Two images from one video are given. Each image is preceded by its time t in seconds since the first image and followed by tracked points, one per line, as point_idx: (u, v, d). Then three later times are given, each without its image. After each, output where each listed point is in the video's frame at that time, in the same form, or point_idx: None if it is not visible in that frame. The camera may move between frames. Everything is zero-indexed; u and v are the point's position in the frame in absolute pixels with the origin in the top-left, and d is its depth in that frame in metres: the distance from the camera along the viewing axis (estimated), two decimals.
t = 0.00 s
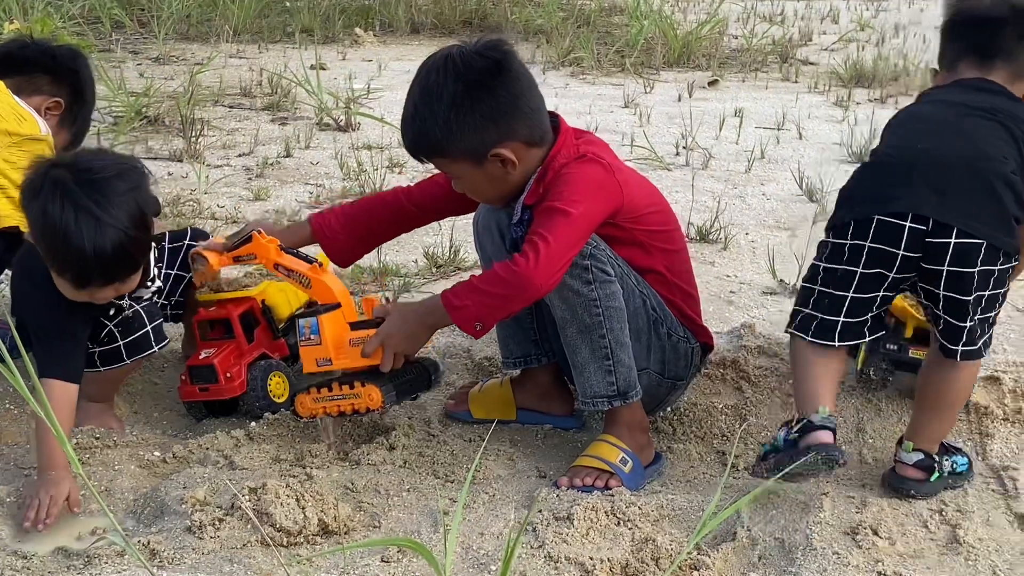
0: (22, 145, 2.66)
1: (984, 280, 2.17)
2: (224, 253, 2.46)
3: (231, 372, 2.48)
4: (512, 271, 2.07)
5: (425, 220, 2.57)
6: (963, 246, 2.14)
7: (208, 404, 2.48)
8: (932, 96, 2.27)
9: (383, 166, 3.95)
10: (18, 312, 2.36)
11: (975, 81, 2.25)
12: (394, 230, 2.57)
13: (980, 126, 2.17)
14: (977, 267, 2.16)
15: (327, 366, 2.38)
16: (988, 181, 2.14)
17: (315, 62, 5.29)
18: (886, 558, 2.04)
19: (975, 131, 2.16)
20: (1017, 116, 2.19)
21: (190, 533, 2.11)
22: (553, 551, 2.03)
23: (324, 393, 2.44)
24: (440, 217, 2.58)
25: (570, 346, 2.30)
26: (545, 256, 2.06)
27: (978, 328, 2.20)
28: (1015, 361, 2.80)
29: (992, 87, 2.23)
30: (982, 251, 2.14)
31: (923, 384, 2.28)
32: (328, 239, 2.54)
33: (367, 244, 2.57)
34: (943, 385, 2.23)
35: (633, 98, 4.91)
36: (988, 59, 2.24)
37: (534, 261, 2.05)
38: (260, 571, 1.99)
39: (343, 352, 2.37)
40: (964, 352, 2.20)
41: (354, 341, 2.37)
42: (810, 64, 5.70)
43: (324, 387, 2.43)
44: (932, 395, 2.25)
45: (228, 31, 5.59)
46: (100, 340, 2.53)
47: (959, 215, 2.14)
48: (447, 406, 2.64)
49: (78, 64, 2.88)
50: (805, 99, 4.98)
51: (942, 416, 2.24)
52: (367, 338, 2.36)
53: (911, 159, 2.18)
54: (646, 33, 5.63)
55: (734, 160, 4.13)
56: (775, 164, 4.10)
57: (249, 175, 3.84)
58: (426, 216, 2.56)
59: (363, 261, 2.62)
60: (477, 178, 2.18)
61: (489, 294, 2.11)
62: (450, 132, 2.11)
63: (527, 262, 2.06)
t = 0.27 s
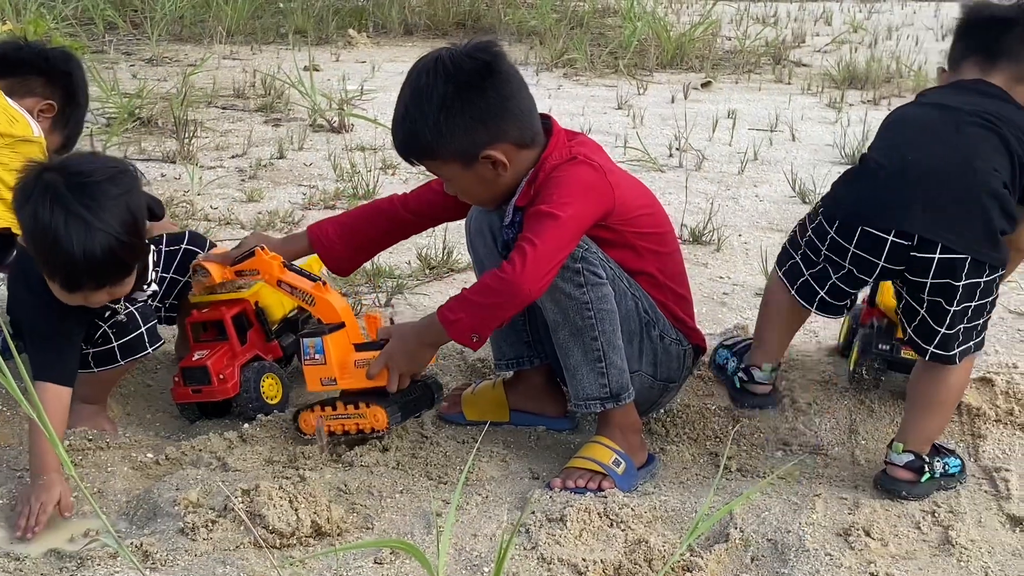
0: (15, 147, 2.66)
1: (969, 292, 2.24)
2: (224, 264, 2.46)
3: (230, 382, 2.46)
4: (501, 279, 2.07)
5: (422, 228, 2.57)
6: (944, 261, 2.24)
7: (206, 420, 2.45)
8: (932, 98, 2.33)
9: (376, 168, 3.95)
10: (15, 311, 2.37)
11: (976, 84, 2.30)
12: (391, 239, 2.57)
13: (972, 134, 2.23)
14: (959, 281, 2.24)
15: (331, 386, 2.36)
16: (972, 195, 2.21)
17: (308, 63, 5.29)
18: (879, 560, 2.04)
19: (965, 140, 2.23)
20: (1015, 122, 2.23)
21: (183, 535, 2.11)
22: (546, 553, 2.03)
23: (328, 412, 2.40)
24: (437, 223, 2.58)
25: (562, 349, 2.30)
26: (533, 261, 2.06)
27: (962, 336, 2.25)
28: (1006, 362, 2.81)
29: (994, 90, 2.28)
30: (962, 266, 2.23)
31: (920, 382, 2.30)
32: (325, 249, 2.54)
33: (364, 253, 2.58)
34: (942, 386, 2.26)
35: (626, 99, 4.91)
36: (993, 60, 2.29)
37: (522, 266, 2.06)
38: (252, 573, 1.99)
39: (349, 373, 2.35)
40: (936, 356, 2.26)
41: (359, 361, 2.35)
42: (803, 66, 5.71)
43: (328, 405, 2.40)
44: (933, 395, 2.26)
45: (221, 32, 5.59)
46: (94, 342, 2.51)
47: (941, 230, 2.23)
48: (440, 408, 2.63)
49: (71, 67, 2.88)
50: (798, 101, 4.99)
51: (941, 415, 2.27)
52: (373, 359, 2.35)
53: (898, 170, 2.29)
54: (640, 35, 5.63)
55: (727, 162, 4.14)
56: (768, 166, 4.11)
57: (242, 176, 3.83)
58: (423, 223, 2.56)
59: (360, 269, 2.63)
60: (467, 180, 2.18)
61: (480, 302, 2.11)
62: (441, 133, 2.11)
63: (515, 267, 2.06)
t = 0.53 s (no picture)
0: (11, 148, 2.66)
1: (939, 289, 2.27)
2: (229, 265, 2.48)
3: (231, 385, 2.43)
4: (496, 287, 2.07)
5: (426, 229, 2.57)
6: (910, 259, 2.26)
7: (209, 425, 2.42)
8: (907, 97, 2.37)
9: (372, 169, 3.95)
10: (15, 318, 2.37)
11: (945, 82, 2.34)
12: (395, 240, 2.57)
13: (940, 132, 2.26)
14: (929, 277, 2.26)
15: (333, 392, 2.37)
16: (938, 193, 2.23)
17: (304, 64, 5.29)
18: (875, 561, 2.04)
19: (935, 138, 2.26)
20: (984, 117, 2.25)
21: (179, 536, 2.10)
22: (542, 554, 2.03)
23: (328, 417, 2.40)
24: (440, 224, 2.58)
25: (557, 351, 2.31)
26: (527, 266, 2.06)
27: (937, 335, 2.28)
28: (1002, 363, 2.81)
29: (967, 86, 2.30)
30: (929, 263, 2.25)
31: (905, 382, 2.32)
32: (329, 252, 2.54)
33: (367, 255, 2.58)
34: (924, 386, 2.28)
35: (622, 101, 4.92)
36: (974, 59, 2.31)
37: (515, 271, 2.06)
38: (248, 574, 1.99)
39: (351, 380, 2.36)
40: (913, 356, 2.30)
41: (362, 369, 2.36)
42: (799, 67, 5.72)
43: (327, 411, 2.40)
44: (914, 396, 2.29)
45: (218, 33, 5.59)
46: (95, 345, 2.49)
47: (909, 228, 2.25)
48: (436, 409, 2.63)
49: (68, 71, 2.88)
50: (794, 103, 5.00)
51: (925, 414, 2.29)
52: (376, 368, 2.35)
53: (866, 169, 2.33)
54: (636, 37, 5.64)
55: (723, 163, 4.14)
56: (764, 167, 4.11)
57: (239, 178, 3.83)
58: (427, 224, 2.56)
59: (362, 271, 2.63)
60: (465, 178, 2.18)
61: (475, 308, 2.11)
62: (440, 131, 2.11)
63: (510, 273, 2.06)
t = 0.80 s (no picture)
0: (9, 148, 2.65)
1: (935, 279, 2.27)
2: (229, 266, 2.52)
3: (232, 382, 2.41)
4: (496, 290, 2.07)
5: (430, 231, 2.57)
6: (908, 247, 2.27)
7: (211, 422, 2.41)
8: (902, 95, 2.40)
9: (370, 170, 3.95)
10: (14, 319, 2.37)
11: (938, 82, 2.39)
12: (399, 242, 2.57)
13: (933, 125, 2.29)
14: (925, 266, 2.27)
15: (333, 394, 2.39)
16: (936, 181, 2.25)
17: (302, 65, 5.29)
18: (873, 562, 2.04)
19: (930, 131, 2.28)
20: (977, 111, 2.29)
21: (177, 537, 2.10)
22: (540, 555, 2.03)
23: (328, 419, 2.41)
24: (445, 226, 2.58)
25: (556, 352, 2.31)
26: (529, 268, 2.06)
27: (934, 328, 2.28)
28: (1000, 364, 2.82)
29: (958, 86, 2.35)
30: (927, 249, 2.25)
31: (901, 377, 2.32)
32: (332, 254, 2.54)
33: (371, 257, 2.57)
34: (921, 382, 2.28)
35: (620, 101, 4.92)
36: (965, 59, 2.38)
37: (517, 273, 2.06)
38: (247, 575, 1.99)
39: (353, 384, 2.37)
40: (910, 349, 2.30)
41: (364, 374, 2.37)
42: (797, 68, 5.72)
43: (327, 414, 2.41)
44: (911, 391, 2.29)
45: (216, 34, 5.58)
46: (95, 346, 2.49)
47: (906, 217, 2.26)
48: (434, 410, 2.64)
49: (67, 73, 2.88)
50: (792, 103, 5.00)
51: (923, 409, 2.28)
52: (377, 373, 2.35)
53: (864, 161, 2.34)
54: (634, 37, 5.64)
55: (721, 164, 4.14)
56: (762, 168, 4.11)
57: (237, 179, 3.83)
58: (432, 225, 2.56)
59: (367, 273, 2.62)
60: (468, 178, 2.18)
61: (476, 311, 2.11)
62: (443, 130, 2.11)
63: (511, 275, 2.06)
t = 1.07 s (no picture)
0: (7, 147, 2.65)
1: (936, 283, 2.27)
2: (230, 270, 2.52)
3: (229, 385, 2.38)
4: (496, 292, 2.07)
5: (430, 233, 2.57)
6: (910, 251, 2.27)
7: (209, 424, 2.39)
8: (901, 97, 2.40)
9: (369, 169, 3.95)
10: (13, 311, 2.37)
11: (936, 83, 2.39)
12: (399, 245, 2.56)
13: (933, 127, 2.29)
14: (930, 270, 2.27)
15: (333, 395, 2.39)
16: (938, 186, 2.25)
17: (301, 65, 5.28)
18: (873, 561, 2.04)
19: (930, 134, 2.29)
20: (976, 113, 2.29)
21: (177, 537, 2.10)
22: (540, 554, 2.03)
23: (327, 420, 2.41)
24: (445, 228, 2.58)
25: (556, 353, 2.31)
26: (528, 272, 2.06)
27: (934, 332, 2.29)
28: (999, 363, 2.82)
29: (957, 87, 2.35)
30: (929, 255, 2.25)
31: (902, 377, 2.33)
32: (331, 257, 2.55)
33: (371, 259, 2.57)
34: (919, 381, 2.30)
35: (619, 101, 4.92)
36: (960, 62, 2.39)
37: (516, 277, 2.06)
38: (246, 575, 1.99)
39: (353, 385, 2.36)
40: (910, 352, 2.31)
41: (364, 376, 2.36)
42: (796, 68, 5.72)
43: (326, 415, 2.40)
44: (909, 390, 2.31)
45: (214, 34, 5.58)
46: (94, 345, 2.48)
47: (910, 223, 2.26)
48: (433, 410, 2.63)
49: (65, 73, 2.88)
50: (791, 103, 5.00)
51: (920, 408, 2.29)
52: (376, 375, 2.34)
53: (867, 167, 2.34)
54: (632, 37, 5.64)
55: (719, 164, 4.14)
56: (761, 168, 4.12)
57: (235, 178, 3.83)
58: (432, 227, 2.55)
59: (367, 276, 2.62)
60: (469, 178, 2.18)
61: (475, 316, 2.11)
62: (445, 130, 2.11)
63: (511, 279, 2.06)
